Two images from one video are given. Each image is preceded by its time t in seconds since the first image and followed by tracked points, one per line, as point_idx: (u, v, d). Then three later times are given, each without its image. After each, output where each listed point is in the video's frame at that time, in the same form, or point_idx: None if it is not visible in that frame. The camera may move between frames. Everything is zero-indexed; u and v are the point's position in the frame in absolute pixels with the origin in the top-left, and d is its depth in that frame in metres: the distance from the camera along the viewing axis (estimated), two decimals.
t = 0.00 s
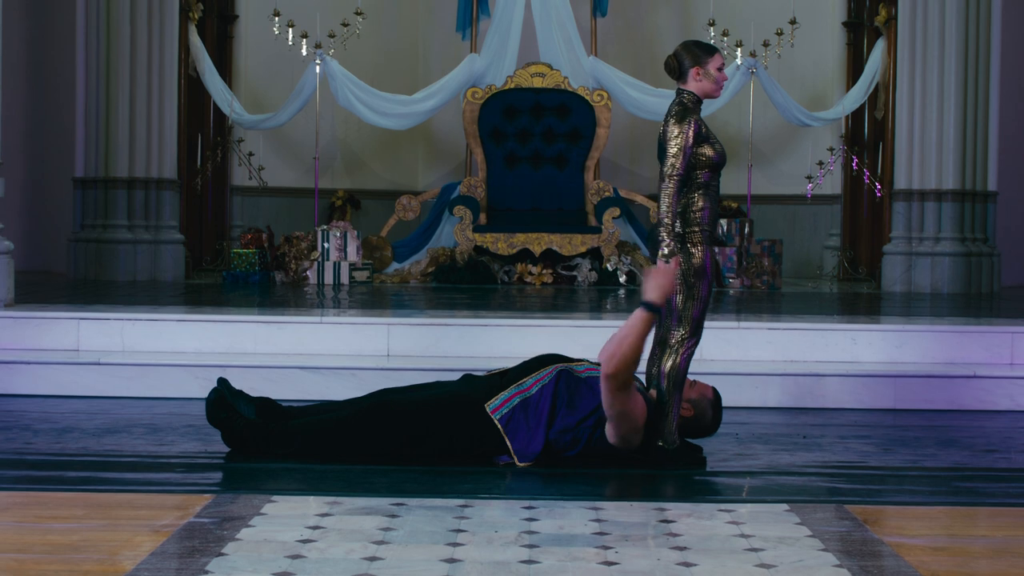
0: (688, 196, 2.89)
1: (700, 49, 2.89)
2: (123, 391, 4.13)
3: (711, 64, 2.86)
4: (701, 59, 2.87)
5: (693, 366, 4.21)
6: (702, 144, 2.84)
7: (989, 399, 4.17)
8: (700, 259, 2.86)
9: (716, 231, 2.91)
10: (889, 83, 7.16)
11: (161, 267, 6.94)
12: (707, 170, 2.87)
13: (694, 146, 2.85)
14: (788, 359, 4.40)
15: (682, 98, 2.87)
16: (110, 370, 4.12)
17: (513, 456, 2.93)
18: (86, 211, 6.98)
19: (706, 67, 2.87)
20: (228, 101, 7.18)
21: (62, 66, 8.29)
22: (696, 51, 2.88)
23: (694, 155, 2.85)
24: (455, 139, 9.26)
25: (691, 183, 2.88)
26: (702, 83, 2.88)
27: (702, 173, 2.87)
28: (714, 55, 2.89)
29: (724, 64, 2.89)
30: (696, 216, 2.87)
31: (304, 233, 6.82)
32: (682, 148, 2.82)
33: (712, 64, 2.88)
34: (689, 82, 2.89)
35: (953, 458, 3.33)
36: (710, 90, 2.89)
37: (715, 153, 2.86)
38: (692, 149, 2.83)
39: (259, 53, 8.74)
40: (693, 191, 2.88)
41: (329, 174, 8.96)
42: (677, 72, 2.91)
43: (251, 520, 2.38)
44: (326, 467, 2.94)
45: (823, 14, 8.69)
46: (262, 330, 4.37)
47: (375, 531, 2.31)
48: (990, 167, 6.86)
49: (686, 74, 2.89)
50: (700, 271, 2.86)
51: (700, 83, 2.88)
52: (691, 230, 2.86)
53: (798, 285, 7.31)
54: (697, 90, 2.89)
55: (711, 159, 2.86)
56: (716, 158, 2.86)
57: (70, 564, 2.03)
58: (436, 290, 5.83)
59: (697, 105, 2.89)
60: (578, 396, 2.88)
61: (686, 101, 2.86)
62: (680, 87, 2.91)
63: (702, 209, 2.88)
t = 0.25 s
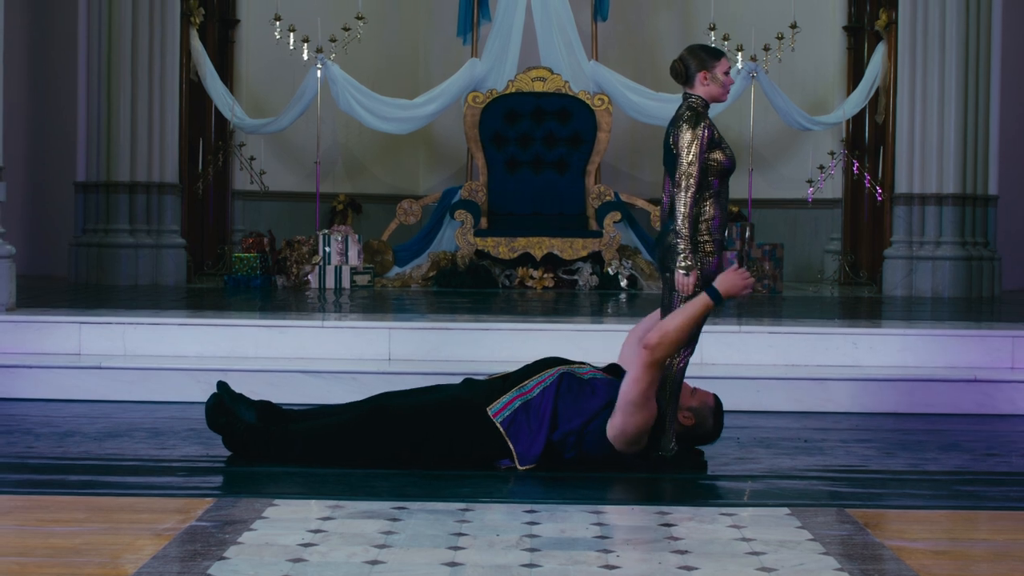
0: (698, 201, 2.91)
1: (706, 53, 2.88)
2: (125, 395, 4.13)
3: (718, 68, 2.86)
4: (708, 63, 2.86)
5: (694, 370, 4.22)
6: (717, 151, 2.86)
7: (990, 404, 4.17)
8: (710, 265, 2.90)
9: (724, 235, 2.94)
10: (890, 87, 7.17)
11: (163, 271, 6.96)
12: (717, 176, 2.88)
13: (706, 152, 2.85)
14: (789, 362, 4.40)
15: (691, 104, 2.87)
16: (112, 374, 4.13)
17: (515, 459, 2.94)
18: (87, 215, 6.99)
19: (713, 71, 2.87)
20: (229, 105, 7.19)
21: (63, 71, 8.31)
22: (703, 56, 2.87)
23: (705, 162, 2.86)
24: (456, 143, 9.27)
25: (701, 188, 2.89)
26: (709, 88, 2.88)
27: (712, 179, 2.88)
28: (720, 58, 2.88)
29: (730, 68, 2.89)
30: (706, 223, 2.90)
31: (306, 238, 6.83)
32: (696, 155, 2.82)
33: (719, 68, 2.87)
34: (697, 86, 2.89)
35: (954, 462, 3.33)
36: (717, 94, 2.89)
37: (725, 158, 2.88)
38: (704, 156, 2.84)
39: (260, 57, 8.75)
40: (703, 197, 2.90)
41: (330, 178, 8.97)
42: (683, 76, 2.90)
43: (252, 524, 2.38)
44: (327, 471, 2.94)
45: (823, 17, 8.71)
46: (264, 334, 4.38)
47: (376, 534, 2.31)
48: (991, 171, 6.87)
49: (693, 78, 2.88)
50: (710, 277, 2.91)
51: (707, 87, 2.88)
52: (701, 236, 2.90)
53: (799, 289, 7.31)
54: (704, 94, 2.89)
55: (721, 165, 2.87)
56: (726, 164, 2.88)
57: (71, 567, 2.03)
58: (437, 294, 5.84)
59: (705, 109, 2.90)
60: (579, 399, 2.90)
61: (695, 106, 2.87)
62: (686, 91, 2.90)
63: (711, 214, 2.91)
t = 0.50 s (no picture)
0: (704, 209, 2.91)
1: (712, 59, 2.90)
2: (126, 400, 4.13)
3: (724, 74, 2.88)
4: (714, 69, 2.89)
5: (695, 376, 4.22)
6: (725, 158, 2.89)
7: (991, 409, 4.17)
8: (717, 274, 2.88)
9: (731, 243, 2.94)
10: (891, 93, 7.18)
11: (164, 277, 6.97)
12: (723, 184, 2.90)
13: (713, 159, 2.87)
14: (791, 368, 4.40)
15: (698, 110, 2.89)
16: (113, 380, 4.13)
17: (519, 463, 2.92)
18: (89, 220, 6.99)
19: (719, 77, 2.89)
20: (230, 111, 7.20)
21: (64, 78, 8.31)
22: (709, 62, 2.89)
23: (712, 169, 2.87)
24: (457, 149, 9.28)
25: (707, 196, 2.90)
26: (715, 93, 2.89)
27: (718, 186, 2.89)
28: (726, 64, 2.90)
29: (736, 73, 2.91)
30: (712, 231, 2.89)
31: (307, 243, 6.84)
32: (705, 161, 2.83)
33: (725, 74, 2.89)
34: (703, 92, 2.90)
35: (955, 467, 3.33)
36: (723, 99, 2.90)
37: (732, 165, 2.90)
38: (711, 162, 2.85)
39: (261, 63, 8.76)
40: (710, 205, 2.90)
41: (331, 184, 9.04)
42: (689, 82, 2.92)
43: (254, 529, 2.38)
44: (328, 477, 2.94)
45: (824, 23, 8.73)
46: (265, 340, 4.38)
47: (378, 539, 2.31)
48: (991, 177, 6.88)
49: (699, 85, 2.90)
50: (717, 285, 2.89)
51: (713, 93, 2.89)
52: (708, 244, 2.88)
53: (800, 295, 7.31)
54: (711, 100, 2.90)
55: (727, 173, 2.89)
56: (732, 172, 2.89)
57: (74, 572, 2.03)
58: (438, 300, 5.84)
59: (712, 115, 2.91)
60: (586, 406, 2.91)
61: (701, 110, 2.89)
62: (692, 97, 2.92)
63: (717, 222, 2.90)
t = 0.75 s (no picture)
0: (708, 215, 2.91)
1: (718, 64, 2.88)
2: (128, 407, 4.13)
3: (730, 79, 2.86)
4: (720, 73, 2.87)
5: (696, 382, 4.21)
6: (728, 164, 2.89)
7: (992, 416, 4.16)
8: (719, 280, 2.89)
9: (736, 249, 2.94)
10: (892, 100, 7.19)
11: (165, 284, 6.97)
12: (727, 190, 2.90)
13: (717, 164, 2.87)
14: (791, 375, 4.40)
15: (702, 115, 2.87)
16: (115, 387, 4.13)
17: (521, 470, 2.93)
18: (90, 227, 7.00)
19: (726, 82, 2.87)
20: (231, 119, 7.21)
21: (66, 86, 8.32)
22: (715, 67, 2.87)
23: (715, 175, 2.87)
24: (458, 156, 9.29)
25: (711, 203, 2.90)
26: (721, 99, 2.88)
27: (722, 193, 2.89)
28: (732, 69, 2.88)
29: (742, 78, 2.90)
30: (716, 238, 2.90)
31: (308, 250, 6.84)
32: (707, 167, 2.84)
33: (731, 79, 2.88)
34: (709, 97, 2.88)
35: (956, 474, 3.33)
36: (729, 104, 2.90)
37: (736, 171, 2.89)
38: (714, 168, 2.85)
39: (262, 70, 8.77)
40: (713, 211, 2.90)
41: (332, 192, 9.01)
42: (694, 87, 2.90)
43: (255, 536, 2.38)
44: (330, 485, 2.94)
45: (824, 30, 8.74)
46: (267, 347, 4.38)
47: (379, 546, 2.31)
48: (992, 184, 6.88)
49: (705, 90, 2.88)
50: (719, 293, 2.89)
51: (719, 98, 2.88)
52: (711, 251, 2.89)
53: (800, 302, 7.31)
54: (717, 105, 2.89)
55: (731, 179, 2.89)
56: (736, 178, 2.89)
57: None
58: (439, 307, 5.83)
59: (717, 120, 2.90)
60: (587, 413, 2.91)
61: (705, 116, 2.87)
62: (698, 101, 2.91)
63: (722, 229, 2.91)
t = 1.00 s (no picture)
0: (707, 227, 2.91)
1: (721, 76, 2.89)
2: (128, 415, 4.13)
3: (734, 90, 2.87)
4: (724, 85, 2.88)
5: (697, 390, 4.21)
6: (728, 176, 2.88)
7: (993, 424, 4.16)
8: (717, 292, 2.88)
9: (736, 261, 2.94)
10: (892, 108, 7.20)
11: (166, 292, 6.97)
12: (728, 202, 2.90)
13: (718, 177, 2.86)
14: (792, 383, 4.39)
15: (705, 127, 2.89)
16: (116, 395, 4.12)
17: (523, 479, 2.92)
18: (91, 235, 7.00)
19: (728, 93, 2.88)
20: (232, 127, 7.22)
21: (67, 94, 8.33)
22: (718, 79, 2.88)
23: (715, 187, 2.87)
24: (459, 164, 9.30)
25: (711, 214, 2.90)
26: (724, 110, 2.89)
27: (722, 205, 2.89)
28: (735, 80, 2.89)
29: (745, 88, 2.90)
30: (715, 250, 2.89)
31: (308, 258, 6.84)
32: (707, 179, 2.84)
33: (734, 90, 2.89)
34: (712, 108, 2.89)
35: (956, 482, 3.32)
36: (733, 116, 2.91)
37: (737, 184, 2.89)
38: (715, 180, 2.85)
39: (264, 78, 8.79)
40: (713, 223, 2.90)
41: (333, 200, 9.03)
42: (698, 99, 2.91)
43: (256, 544, 2.37)
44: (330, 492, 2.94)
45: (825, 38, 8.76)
46: (268, 354, 4.38)
47: (380, 554, 2.31)
48: (992, 192, 6.88)
49: (708, 101, 2.89)
50: (716, 304, 2.89)
51: (723, 109, 2.89)
52: (709, 262, 2.89)
53: (801, 309, 7.30)
54: (720, 116, 2.90)
55: (732, 191, 2.88)
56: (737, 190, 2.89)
57: None
58: (439, 315, 5.83)
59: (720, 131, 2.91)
60: (589, 422, 2.91)
61: (707, 129, 2.88)
62: (702, 113, 2.92)
63: (721, 241, 2.90)
